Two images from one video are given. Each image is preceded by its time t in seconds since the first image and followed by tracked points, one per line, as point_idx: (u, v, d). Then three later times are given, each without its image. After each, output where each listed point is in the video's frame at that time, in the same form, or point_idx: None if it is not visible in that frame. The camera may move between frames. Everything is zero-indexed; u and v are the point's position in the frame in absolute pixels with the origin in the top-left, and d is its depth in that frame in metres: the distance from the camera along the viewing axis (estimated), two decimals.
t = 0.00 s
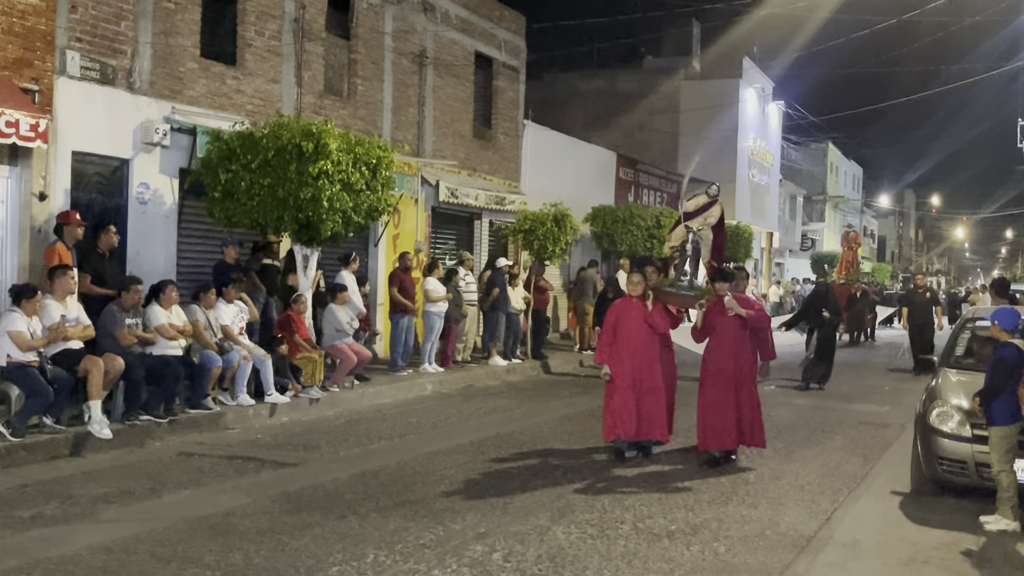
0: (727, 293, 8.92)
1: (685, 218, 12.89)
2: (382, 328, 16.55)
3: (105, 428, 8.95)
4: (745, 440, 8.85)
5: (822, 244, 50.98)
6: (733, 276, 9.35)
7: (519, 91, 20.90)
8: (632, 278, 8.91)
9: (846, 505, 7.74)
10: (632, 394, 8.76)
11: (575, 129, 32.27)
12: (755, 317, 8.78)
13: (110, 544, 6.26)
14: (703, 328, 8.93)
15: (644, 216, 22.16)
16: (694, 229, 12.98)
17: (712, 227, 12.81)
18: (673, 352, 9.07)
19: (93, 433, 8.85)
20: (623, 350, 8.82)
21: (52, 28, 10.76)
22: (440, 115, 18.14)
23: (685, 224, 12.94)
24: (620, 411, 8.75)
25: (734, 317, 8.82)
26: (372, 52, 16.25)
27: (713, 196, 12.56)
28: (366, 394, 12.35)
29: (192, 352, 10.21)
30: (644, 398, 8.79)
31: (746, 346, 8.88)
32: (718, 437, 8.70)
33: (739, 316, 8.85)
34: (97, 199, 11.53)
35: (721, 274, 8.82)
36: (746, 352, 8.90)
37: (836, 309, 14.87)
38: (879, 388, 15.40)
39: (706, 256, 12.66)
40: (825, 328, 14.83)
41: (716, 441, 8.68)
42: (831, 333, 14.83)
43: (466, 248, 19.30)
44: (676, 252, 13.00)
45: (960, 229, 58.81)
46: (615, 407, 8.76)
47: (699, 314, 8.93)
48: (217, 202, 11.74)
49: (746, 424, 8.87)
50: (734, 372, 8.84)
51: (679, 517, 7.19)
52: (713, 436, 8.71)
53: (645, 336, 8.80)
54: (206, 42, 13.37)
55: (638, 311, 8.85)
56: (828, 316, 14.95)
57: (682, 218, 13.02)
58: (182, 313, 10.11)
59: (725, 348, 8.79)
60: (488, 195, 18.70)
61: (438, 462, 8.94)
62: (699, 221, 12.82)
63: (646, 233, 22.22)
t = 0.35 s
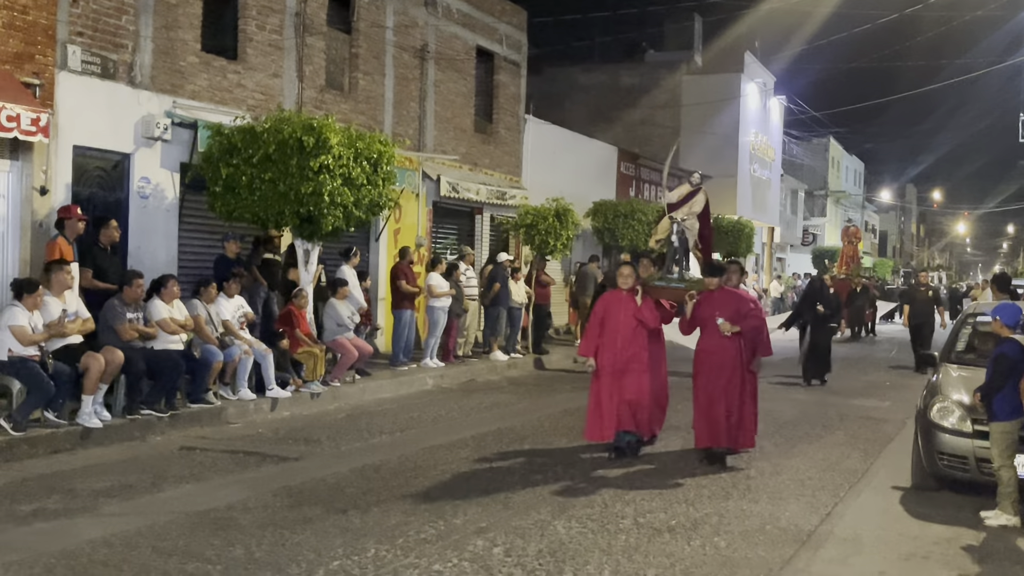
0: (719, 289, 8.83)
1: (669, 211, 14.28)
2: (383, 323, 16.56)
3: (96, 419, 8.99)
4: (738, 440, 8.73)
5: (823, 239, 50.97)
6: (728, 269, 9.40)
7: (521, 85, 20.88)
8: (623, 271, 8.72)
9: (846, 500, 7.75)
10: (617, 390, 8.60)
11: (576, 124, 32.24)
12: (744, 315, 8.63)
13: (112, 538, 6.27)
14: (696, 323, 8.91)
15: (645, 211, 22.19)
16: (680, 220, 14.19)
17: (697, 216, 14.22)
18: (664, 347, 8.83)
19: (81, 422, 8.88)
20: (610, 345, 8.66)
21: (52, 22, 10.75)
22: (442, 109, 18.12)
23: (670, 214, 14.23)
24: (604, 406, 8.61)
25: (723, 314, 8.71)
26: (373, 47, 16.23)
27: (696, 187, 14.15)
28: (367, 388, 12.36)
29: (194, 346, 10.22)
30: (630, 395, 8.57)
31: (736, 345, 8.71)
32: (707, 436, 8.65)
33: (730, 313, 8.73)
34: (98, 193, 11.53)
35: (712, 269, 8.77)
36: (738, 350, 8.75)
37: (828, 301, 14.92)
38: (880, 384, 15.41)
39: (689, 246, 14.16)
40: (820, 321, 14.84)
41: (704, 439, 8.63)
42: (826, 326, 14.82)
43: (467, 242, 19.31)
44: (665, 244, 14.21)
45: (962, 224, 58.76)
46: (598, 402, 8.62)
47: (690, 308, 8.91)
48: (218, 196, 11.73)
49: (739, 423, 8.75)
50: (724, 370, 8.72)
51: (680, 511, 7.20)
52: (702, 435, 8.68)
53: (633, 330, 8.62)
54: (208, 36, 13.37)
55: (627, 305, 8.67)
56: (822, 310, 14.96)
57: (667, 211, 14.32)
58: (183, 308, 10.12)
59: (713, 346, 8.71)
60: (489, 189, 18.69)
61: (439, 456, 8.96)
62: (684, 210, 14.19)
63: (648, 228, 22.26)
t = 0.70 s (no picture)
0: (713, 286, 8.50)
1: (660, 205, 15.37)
2: (383, 317, 16.56)
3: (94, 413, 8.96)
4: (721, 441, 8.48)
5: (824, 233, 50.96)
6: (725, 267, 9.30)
7: (521, 79, 20.85)
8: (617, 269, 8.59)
9: (846, 494, 7.76)
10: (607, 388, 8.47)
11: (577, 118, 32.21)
12: (734, 316, 8.37)
13: (112, 533, 6.27)
14: (686, 319, 8.65)
15: (645, 206, 22.22)
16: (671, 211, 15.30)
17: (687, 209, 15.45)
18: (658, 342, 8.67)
19: (82, 416, 8.86)
20: (602, 342, 8.52)
21: (52, 17, 10.72)
22: (442, 103, 18.09)
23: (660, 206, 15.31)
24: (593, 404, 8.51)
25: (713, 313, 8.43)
26: (373, 41, 16.20)
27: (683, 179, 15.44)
28: (367, 382, 12.37)
29: (195, 341, 10.22)
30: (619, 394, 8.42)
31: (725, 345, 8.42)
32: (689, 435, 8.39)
33: (720, 313, 8.42)
34: (98, 187, 11.53)
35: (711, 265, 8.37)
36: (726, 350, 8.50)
37: (825, 298, 14.72)
38: (880, 378, 15.41)
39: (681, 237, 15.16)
40: (817, 318, 14.67)
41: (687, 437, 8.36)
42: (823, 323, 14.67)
43: (467, 237, 19.31)
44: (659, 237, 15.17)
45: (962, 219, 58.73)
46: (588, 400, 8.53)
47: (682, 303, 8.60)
48: (218, 191, 11.71)
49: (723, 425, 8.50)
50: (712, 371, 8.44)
51: (680, 506, 7.20)
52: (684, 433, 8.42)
53: (625, 329, 8.47)
54: (208, 30, 13.35)
55: (621, 303, 8.52)
56: (818, 307, 14.78)
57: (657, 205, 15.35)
58: (183, 303, 10.11)
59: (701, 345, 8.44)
60: (489, 184, 18.67)
61: (439, 451, 8.96)
62: (674, 202, 15.35)
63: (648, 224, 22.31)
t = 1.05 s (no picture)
0: (704, 280, 8.33)
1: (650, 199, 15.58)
2: (383, 313, 16.58)
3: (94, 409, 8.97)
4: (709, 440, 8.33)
5: (824, 229, 50.97)
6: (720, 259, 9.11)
7: (521, 75, 20.83)
8: (610, 263, 8.46)
9: (845, 490, 7.77)
10: (599, 384, 8.40)
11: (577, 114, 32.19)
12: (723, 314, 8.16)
13: (112, 528, 6.27)
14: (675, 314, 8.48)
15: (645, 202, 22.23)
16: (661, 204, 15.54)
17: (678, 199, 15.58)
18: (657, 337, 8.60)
19: (82, 412, 8.86)
20: (595, 337, 8.44)
21: (52, 12, 10.71)
22: (442, 99, 18.07)
23: (651, 200, 15.52)
24: (587, 400, 8.42)
25: (701, 310, 8.23)
26: (373, 36, 16.19)
27: (672, 171, 15.45)
28: (367, 378, 12.39)
29: (194, 336, 10.23)
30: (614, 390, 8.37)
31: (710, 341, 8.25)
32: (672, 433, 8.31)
33: (710, 310, 8.24)
34: (98, 182, 11.52)
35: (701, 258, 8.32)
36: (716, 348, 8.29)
37: (824, 294, 14.63)
38: (879, 374, 15.43)
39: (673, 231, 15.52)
40: (815, 313, 14.63)
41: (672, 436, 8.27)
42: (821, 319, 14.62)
43: (467, 233, 19.32)
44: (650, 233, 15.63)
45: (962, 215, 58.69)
46: (582, 396, 8.43)
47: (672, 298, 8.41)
48: (218, 186, 11.70)
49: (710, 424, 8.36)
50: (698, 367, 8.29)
51: (680, 502, 7.21)
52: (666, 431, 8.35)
53: (618, 324, 8.39)
54: (208, 26, 13.33)
55: (613, 297, 8.41)
56: (817, 302, 14.71)
57: (647, 198, 15.58)
58: (183, 298, 10.13)
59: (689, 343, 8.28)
60: (489, 179, 18.66)
61: (439, 446, 8.97)
62: (664, 195, 15.49)
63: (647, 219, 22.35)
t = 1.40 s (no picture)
0: (688, 278, 8.18)
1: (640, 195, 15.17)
2: (383, 309, 16.60)
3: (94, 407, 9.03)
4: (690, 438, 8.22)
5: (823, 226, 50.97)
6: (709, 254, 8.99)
7: (521, 72, 20.82)
8: (594, 261, 8.17)
9: (845, 487, 7.79)
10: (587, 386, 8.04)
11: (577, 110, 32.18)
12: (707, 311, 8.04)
13: (112, 525, 6.28)
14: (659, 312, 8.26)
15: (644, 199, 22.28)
16: (649, 201, 15.07)
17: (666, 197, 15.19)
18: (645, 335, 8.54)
19: (81, 410, 8.92)
20: (580, 339, 8.09)
21: (51, 9, 10.71)
22: (442, 96, 18.06)
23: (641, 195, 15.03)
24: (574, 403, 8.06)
25: (684, 308, 8.07)
26: (373, 33, 16.18)
27: (663, 165, 14.82)
28: (367, 374, 12.39)
29: (194, 333, 10.22)
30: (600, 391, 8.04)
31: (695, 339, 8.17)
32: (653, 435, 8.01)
33: (695, 307, 8.09)
34: (97, 179, 11.51)
35: (683, 252, 8.05)
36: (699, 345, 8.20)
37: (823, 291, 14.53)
38: (879, 372, 15.44)
39: (661, 229, 15.23)
40: (813, 310, 14.54)
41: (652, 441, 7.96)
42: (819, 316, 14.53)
43: (466, 230, 19.33)
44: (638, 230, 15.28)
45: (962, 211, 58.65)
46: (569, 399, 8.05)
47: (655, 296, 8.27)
48: (218, 183, 11.70)
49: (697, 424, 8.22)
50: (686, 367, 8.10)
51: (679, 499, 7.22)
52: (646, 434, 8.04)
53: (604, 324, 8.07)
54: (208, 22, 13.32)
55: (598, 297, 8.11)
56: (815, 299, 14.61)
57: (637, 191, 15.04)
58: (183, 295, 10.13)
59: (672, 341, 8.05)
60: (489, 176, 18.65)
61: (440, 443, 8.99)
62: (653, 190, 15.03)
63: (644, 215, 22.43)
